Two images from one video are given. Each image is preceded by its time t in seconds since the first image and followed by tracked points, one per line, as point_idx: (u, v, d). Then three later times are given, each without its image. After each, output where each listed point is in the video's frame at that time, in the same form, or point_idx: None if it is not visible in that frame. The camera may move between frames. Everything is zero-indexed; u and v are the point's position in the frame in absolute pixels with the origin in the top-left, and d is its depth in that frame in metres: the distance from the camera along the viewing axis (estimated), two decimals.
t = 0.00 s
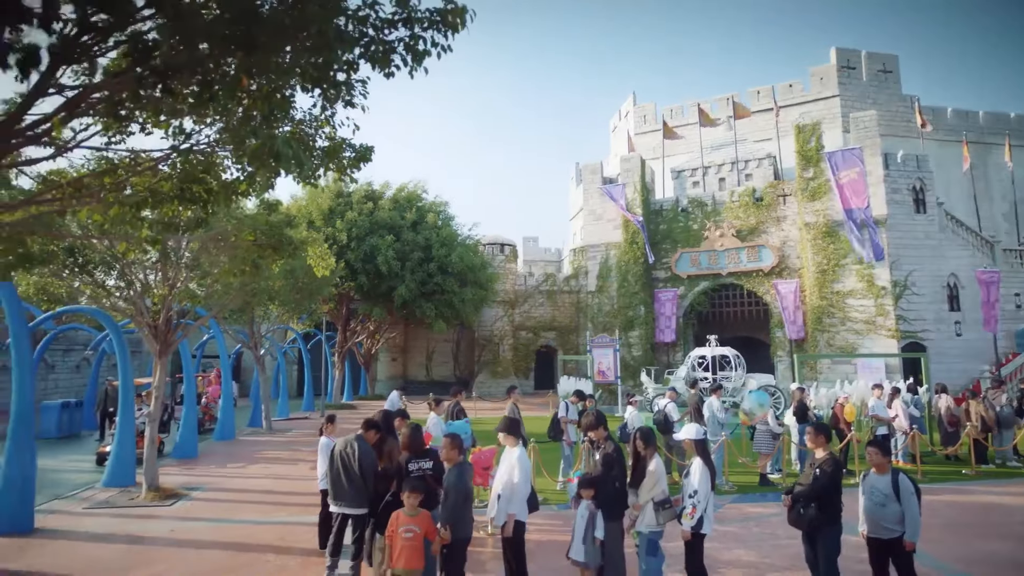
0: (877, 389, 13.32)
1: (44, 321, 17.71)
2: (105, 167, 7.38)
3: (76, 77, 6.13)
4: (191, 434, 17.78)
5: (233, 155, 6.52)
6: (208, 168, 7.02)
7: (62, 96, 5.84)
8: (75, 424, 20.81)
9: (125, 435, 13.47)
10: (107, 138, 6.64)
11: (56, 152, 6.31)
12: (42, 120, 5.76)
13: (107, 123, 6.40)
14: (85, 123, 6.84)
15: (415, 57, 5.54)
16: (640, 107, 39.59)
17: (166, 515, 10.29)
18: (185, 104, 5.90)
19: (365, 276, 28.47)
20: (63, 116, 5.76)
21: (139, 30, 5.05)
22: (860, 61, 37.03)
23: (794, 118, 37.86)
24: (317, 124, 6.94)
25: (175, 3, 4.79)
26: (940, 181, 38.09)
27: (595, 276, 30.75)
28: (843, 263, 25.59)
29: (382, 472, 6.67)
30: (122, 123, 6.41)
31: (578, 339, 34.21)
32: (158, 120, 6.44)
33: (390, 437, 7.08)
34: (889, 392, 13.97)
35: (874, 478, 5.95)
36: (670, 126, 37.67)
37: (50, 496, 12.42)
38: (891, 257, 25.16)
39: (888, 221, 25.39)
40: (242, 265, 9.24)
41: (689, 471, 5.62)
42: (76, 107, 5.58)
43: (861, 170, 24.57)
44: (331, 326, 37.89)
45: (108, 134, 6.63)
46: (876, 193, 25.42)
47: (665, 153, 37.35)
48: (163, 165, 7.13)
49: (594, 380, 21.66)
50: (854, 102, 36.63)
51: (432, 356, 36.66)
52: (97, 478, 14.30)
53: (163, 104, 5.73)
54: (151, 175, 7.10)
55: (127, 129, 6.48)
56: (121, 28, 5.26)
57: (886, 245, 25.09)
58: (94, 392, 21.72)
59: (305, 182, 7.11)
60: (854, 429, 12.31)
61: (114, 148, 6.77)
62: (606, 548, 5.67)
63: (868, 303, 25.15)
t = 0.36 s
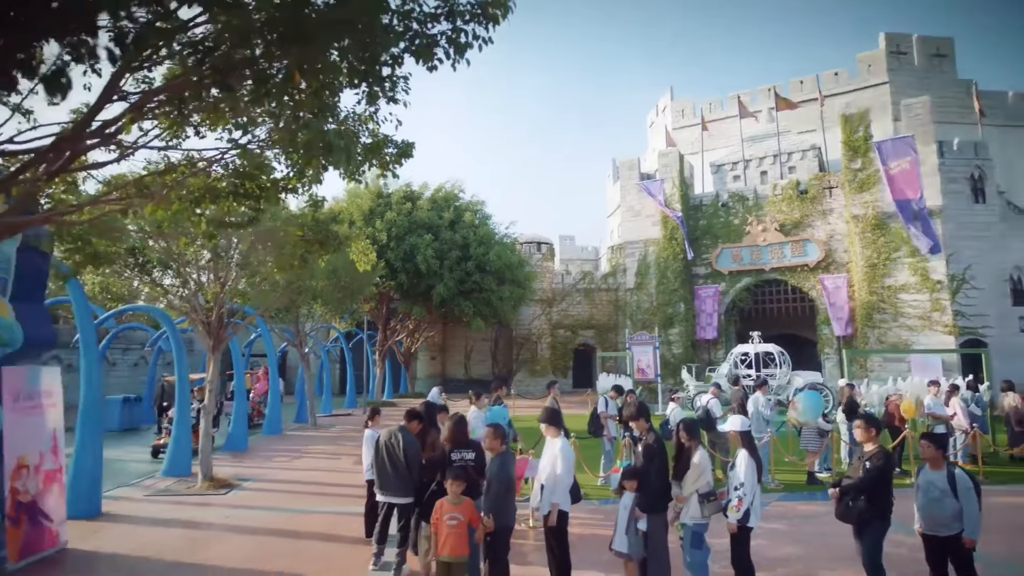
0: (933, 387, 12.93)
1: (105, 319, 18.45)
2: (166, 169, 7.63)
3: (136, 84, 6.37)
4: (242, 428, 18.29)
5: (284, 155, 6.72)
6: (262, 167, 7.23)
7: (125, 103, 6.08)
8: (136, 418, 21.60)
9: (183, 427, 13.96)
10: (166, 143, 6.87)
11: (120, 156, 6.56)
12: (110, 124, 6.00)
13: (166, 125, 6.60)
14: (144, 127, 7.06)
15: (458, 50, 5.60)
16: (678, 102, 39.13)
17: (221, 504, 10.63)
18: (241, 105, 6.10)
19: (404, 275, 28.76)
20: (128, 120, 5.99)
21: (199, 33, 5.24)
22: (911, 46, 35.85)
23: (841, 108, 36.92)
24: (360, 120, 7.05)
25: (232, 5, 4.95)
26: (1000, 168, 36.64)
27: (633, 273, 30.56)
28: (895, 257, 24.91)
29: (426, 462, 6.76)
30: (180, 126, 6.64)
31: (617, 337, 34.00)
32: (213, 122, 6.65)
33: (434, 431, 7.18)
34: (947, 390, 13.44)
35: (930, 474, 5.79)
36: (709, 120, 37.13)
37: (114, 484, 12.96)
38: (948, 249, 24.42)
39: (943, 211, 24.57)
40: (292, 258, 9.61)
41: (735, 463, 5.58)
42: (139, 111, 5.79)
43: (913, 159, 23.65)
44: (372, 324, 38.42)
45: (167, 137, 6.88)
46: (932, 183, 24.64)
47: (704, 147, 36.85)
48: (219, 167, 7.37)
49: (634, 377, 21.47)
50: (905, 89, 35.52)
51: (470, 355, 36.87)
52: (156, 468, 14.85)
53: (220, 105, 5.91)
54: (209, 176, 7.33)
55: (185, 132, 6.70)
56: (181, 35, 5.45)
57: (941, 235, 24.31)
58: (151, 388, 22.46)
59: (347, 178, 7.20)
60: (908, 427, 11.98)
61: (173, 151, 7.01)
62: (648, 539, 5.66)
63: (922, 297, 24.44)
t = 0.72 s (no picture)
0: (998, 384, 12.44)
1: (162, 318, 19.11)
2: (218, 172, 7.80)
3: (193, 89, 6.56)
4: (291, 423, 18.71)
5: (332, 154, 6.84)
6: (311, 165, 7.35)
7: (184, 107, 6.26)
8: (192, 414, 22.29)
9: (237, 420, 14.38)
10: (222, 146, 7.05)
11: (180, 159, 6.75)
12: (172, 127, 6.19)
13: (222, 127, 6.77)
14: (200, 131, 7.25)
15: (501, 41, 5.63)
16: (719, 95, 38.48)
17: (273, 494, 10.89)
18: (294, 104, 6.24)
19: (445, 274, 28.94)
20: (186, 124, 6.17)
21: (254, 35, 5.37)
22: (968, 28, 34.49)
23: (893, 95, 35.78)
24: (404, 117, 7.12)
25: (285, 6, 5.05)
26: None
27: (675, 270, 30.21)
28: (954, 249, 24.04)
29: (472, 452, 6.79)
30: (234, 128, 6.80)
31: (658, 335, 33.66)
32: (266, 123, 6.80)
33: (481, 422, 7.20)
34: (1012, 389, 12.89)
35: (987, 468, 5.60)
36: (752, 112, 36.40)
37: (173, 474, 13.42)
38: (1014, 241, 24.01)
39: (1007, 201, 23.78)
40: (341, 253, 9.89)
41: (784, 456, 5.49)
42: (199, 114, 5.96)
43: (976, 146, 22.15)
44: (413, 323, 38.84)
45: (222, 140, 7.05)
46: (995, 171, 23.77)
47: (747, 140, 36.18)
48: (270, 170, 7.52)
49: (676, 376, 21.16)
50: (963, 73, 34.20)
51: (511, 354, 36.95)
52: (213, 460, 15.33)
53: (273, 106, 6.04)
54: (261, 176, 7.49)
55: (240, 134, 6.86)
56: (237, 38, 5.60)
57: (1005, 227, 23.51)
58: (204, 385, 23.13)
59: (392, 175, 7.20)
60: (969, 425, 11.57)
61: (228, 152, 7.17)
62: (696, 532, 5.61)
63: (985, 291, 23.57)
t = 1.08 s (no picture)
0: None
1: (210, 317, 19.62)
2: (265, 176, 7.92)
3: (243, 93, 6.72)
4: (335, 419, 19.03)
5: (376, 152, 6.96)
6: (356, 164, 7.44)
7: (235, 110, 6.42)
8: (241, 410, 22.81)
9: (284, 415, 14.70)
10: (270, 149, 7.18)
11: (232, 161, 6.90)
12: (225, 130, 6.35)
13: (271, 129, 6.91)
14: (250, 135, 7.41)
15: (542, 33, 5.63)
16: (759, 88, 37.72)
17: (320, 487, 11.11)
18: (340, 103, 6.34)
19: (482, 274, 29.00)
20: (238, 126, 6.31)
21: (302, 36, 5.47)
22: None
23: (945, 83, 34.53)
24: (446, 112, 7.15)
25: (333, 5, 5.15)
26: None
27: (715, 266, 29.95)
28: (1014, 241, 23.14)
29: (512, 444, 6.80)
30: (282, 129, 6.93)
31: (698, 335, 33.19)
32: (313, 124, 6.91)
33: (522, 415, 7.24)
34: None
35: None
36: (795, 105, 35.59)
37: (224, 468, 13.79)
38: None
39: None
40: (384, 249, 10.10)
41: (834, 450, 5.39)
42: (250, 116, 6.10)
43: None
44: (451, 323, 39.07)
45: (269, 145, 7.18)
46: None
47: (790, 133, 35.39)
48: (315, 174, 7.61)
49: (718, 375, 20.84)
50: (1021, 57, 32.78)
51: (548, 354, 36.89)
52: (260, 454, 15.69)
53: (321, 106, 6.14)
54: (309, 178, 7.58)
55: (287, 136, 6.99)
56: (286, 41, 5.71)
57: None
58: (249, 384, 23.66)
59: (433, 171, 7.18)
60: None
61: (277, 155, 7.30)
62: (741, 526, 5.55)
63: None
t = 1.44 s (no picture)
0: None
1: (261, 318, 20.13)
2: (316, 178, 8.06)
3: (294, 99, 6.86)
4: (382, 416, 19.31)
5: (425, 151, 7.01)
6: (404, 164, 7.48)
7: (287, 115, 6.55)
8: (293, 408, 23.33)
9: (335, 412, 14.97)
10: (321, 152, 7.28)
11: (284, 164, 7.04)
12: (278, 134, 6.48)
13: (321, 132, 7.03)
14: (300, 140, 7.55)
15: (587, 25, 5.58)
16: (807, 80, 36.78)
17: (370, 483, 11.28)
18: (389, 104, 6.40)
19: (524, 274, 29.03)
20: (289, 129, 6.44)
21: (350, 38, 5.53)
22: None
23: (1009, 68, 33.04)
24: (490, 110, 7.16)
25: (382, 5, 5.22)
26: None
27: (762, 265, 29.98)
28: None
29: (559, 439, 6.81)
30: (332, 132, 7.04)
31: (746, 335, 32.52)
32: (361, 126, 7.01)
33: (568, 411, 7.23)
34: None
35: None
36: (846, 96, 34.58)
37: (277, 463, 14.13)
38: None
39: None
40: (430, 246, 10.23)
41: (897, 447, 5.21)
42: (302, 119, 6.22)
43: None
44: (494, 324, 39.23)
45: (319, 149, 7.28)
46: None
47: (842, 125, 34.40)
48: (362, 176, 7.70)
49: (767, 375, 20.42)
50: None
51: (591, 355, 36.73)
52: (311, 451, 16.04)
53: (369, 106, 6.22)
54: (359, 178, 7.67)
55: (337, 139, 7.08)
56: (335, 45, 5.82)
57: None
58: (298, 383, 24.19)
59: (478, 167, 7.17)
60: None
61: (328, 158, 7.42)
62: (798, 525, 5.40)
63: None
